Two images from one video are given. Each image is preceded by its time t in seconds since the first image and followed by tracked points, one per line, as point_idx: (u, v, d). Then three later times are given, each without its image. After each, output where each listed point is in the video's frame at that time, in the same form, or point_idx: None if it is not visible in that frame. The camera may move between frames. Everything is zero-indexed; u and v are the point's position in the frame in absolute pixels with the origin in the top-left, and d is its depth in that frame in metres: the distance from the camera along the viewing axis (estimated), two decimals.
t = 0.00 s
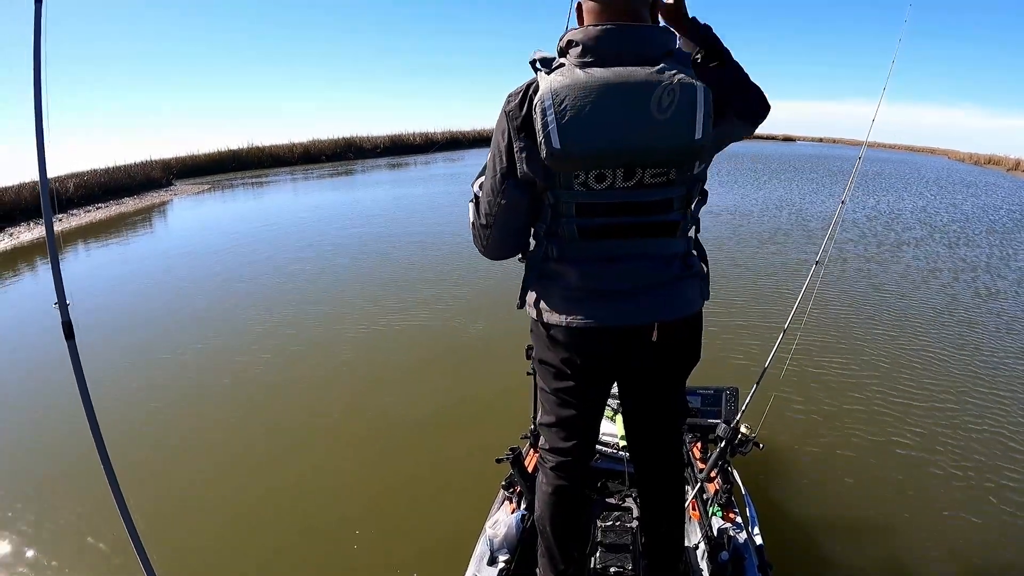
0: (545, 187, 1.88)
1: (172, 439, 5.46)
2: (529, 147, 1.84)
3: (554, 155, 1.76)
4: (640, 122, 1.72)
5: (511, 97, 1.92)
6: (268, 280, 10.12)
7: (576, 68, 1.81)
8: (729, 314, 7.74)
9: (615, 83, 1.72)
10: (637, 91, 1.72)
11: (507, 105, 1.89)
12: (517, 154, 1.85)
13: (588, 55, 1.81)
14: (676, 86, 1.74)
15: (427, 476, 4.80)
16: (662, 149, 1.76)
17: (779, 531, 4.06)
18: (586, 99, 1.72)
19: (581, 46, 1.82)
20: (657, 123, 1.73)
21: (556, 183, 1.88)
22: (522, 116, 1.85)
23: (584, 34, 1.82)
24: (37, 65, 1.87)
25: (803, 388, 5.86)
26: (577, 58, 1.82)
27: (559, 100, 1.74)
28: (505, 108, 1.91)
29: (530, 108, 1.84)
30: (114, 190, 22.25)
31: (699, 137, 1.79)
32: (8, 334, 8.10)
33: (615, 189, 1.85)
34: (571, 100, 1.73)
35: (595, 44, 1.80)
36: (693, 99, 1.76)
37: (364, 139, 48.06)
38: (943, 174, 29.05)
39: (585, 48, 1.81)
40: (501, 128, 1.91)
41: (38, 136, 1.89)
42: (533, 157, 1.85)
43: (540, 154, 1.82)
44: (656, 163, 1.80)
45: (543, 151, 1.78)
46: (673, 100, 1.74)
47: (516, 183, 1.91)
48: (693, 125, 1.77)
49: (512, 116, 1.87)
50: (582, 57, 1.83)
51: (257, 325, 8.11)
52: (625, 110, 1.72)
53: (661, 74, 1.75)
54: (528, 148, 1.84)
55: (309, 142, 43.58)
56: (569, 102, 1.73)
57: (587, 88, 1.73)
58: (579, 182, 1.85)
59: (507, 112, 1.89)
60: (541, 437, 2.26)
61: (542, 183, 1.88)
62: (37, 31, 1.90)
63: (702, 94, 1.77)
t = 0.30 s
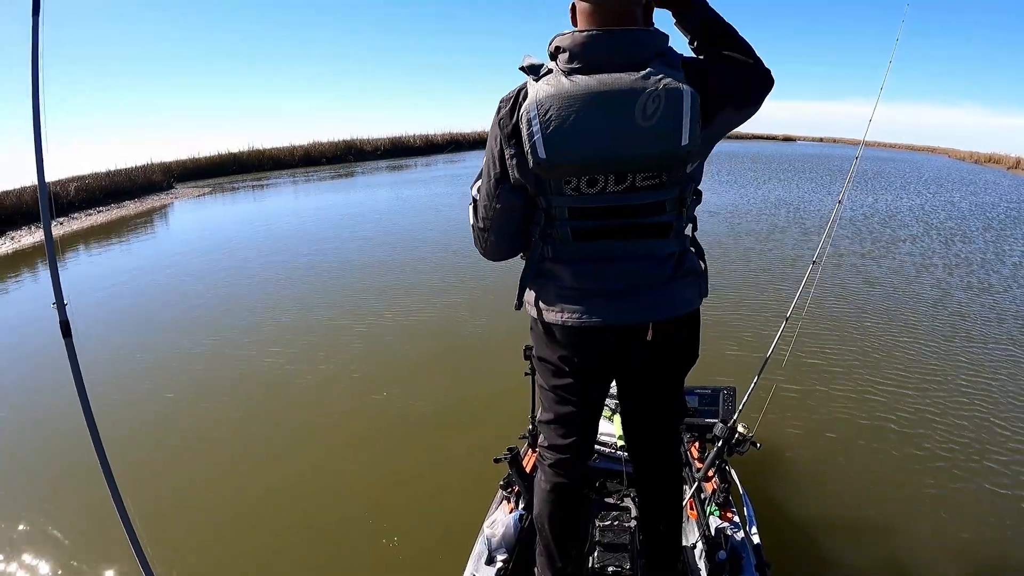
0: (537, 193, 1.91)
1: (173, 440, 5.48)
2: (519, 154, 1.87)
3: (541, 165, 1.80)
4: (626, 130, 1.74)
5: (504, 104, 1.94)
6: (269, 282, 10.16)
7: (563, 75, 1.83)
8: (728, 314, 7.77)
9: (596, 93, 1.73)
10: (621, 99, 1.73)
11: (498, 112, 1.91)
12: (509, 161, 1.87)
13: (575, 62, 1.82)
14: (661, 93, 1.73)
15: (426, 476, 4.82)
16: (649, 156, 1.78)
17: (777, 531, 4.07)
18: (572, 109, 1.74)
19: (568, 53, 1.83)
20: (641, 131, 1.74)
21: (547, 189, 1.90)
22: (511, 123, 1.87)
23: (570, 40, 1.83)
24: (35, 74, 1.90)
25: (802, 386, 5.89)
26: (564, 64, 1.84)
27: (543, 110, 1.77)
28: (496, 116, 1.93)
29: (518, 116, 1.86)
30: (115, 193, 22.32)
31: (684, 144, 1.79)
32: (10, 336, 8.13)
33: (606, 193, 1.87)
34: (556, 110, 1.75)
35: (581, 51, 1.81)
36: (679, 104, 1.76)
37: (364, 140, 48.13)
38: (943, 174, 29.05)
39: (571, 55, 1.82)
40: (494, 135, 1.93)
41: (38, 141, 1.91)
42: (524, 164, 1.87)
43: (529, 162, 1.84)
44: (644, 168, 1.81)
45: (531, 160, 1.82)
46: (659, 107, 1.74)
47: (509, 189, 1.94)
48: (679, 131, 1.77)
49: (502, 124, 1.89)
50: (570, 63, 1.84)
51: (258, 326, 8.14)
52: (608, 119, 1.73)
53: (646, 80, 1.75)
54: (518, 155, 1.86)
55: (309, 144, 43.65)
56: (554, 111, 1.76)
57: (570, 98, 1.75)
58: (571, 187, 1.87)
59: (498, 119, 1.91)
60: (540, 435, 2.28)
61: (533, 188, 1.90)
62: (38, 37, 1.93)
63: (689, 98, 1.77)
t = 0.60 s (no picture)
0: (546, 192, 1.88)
1: (173, 442, 5.45)
2: (528, 152, 1.83)
3: (552, 163, 1.76)
4: (638, 129, 1.71)
5: (510, 101, 1.90)
6: (268, 283, 10.12)
7: (573, 72, 1.79)
8: (730, 313, 7.73)
9: (610, 89, 1.70)
10: (633, 98, 1.69)
11: (505, 109, 1.87)
12: (517, 160, 1.84)
13: (585, 58, 1.79)
14: (675, 90, 1.70)
15: (427, 477, 4.80)
16: (661, 155, 1.74)
17: (781, 531, 4.04)
18: (583, 106, 1.71)
19: (578, 49, 1.79)
20: (654, 128, 1.71)
21: (557, 188, 1.86)
22: (519, 122, 1.83)
23: (580, 36, 1.79)
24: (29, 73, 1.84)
25: (806, 385, 5.86)
26: (573, 61, 1.80)
27: (555, 107, 1.73)
28: (503, 113, 1.88)
29: (527, 114, 1.82)
30: (114, 196, 22.25)
31: (698, 143, 1.76)
32: (8, 339, 8.08)
33: (617, 193, 1.83)
34: (566, 108, 1.72)
35: (591, 47, 1.77)
36: (693, 103, 1.73)
37: (362, 141, 48.04)
38: (943, 172, 29.01)
39: (582, 51, 1.78)
40: (501, 134, 1.89)
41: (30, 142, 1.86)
42: (532, 163, 1.84)
43: (539, 161, 1.80)
44: (656, 168, 1.78)
45: (540, 159, 1.78)
46: (672, 106, 1.71)
47: (516, 188, 1.91)
48: (693, 130, 1.74)
49: (510, 121, 1.85)
50: (579, 60, 1.81)
51: (257, 328, 8.10)
52: (622, 116, 1.69)
53: (660, 78, 1.72)
54: (526, 154, 1.82)
55: (307, 145, 43.56)
56: (565, 110, 1.72)
57: (582, 94, 1.71)
58: (581, 186, 1.83)
59: (506, 117, 1.87)
60: (544, 438, 2.25)
61: (542, 187, 1.87)
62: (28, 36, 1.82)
63: (703, 96, 1.74)
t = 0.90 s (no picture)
0: (536, 192, 1.90)
1: (173, 444, 5.50)
2: (517, 154, 1.85)
3: (541, 165, 1.79)
4: (624, 129, 1.73)
5: (500, 103, 1.92)
6: (267, 286, 10.17)
7: (561, 74, 1.81)
8: (728, 312, 7.73)
9: (597, 90, 1.72)
10: (619, 99, 1.72)
11: (495, 111, 1.90)
12: (506, 161, 1.86)
13: (573, 60, 1.81)
14: (661, 91, 1.72)
15: (425, 477, 4.84)
16: (648, 154, 1.77)
17: (775, 528, 4.07)
18: (570, 108, 1.73)
19: (565, 51, 1.82)
20: (641, 129, 1.73)
21: (547, 189, 1.88)
22: (508, 123, 1.85)
23: (567, 38, 1.81)
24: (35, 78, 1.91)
25: (802, 384, 5.86)
26: (561, 63, 1.83)
27: (542, 110, 1.75)
28: (493, 116, 1.91)
29: (515, 116, 1.85)
30: (114, 202, 22.38)
31: (685, 142, 1.79)
32: (9, 345, 8.15)
33: (605, 193, 1.85)
34: (554, 110, 1.74)
35: (579, 49, 1.80)
36: (679, 103, 1.75)
37: (362, 144, 48.13)
38: (945, 169, 28.94)
39: (569, 53, 1.81)
40: (490, 136, 1.91)
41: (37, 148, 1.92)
42: (521, 164, 1.86)
43: (528, 162, 1.83)
44: (644, 167, 1.80)
45: (529, 160, 1.81)
46: (658, 106, 1.73)
47: (506, 188, 1.93)
48: (679, 129, 1.76)
49: (499, 123, 1.88)
50: (567, 62, 1.83)
51: (256, 330, 8.14)
52: (608, 116, 1.72)
53: (646, 78, 1.74)
54: (516, 155, 1.85)
55: (308, 149, 43.67)
56: (552, 111, 1.75)
57: (569, 96, 1.74)
58: (570, 186, 1.85)
59: (495, 119, 1.90)
60: (537, 436, 2.27)
61: (531, 188, 1.89)
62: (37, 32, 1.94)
63: (689, 96, 1.76)
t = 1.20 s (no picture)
0: (539, 192, 1.91)
1: (175, 446, 5.51)
2: (520, 155, 1.87)
3: (544, 165, 1.80)
4: (628, 129, 1.74)
5: (504, 105, 1.93)
6: (266, 288, 10.18)
7: (564, 74, 1.82)
8: (728, 312, 7.72)
9: (600, 91, 1.73)
10: (622, 99, 1.73)
11: (499, 112, 1.91)
12: (510, 162, 1.88)
13: (577, 62, 1.82)
14: (664, 91, 1.73)
15: (428, 477, 4.85)
16: (651, 155, 1.77)
17: (778, 529, 4.05)
18: (573, 108, 1.74)
19: (569, 52, 1.83)
20: (644, 129, 1.74)
21: (550, 189, 1.89)
22: (512, 124, 1.86)
23: (571, 39, 1.82)
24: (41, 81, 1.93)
25: (804, 383, 5.84)
26: (565, 64, 1.84)
27: (546, 111, 1.77)
28: (497, 117, 1.91)
29: (519, 116, 1.85)
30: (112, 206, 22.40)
31: (688, 143, 1.79)
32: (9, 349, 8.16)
33: (609, 193, 1.86)
34: (557, 111, 1.75)
35: (583, 50, 1.81)
36: (682, 103, 1.75)
37: (361, 146, 48.15)
38: (945, 167, 28.90)
39: (573, 54, 1.82)
40: (494, 137, 1.92)
41: (44, 151, 1.94)
42: (525, 164, 1.87)
43: (531, 163, 1.84)
44: (647, 168, 1.80)
45: (532, 160, 1.82)
46: (661, 106, 1.74)
47: (510, 189, 1.94)
48: (682, 130, 1.76)
49: (503, 124, 1.89)
50: (571, 63, 1.84)
51: (255, 333, 8.15)
52: (612, 117, 1.73)
53: (649, 79, 1.74)
54: (519, 155, 1.86)
55: (306, 151, 43.71)
56: (556, 112, 1.75)
57: (572, 97, 1.75)
58: (574, 187, 1.86)
59: (499, 120, 1.91)
60: (540, 436, 2.27)
61: (535, 188, 1.90)
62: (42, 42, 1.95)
63: (692, 97, 1.77)
